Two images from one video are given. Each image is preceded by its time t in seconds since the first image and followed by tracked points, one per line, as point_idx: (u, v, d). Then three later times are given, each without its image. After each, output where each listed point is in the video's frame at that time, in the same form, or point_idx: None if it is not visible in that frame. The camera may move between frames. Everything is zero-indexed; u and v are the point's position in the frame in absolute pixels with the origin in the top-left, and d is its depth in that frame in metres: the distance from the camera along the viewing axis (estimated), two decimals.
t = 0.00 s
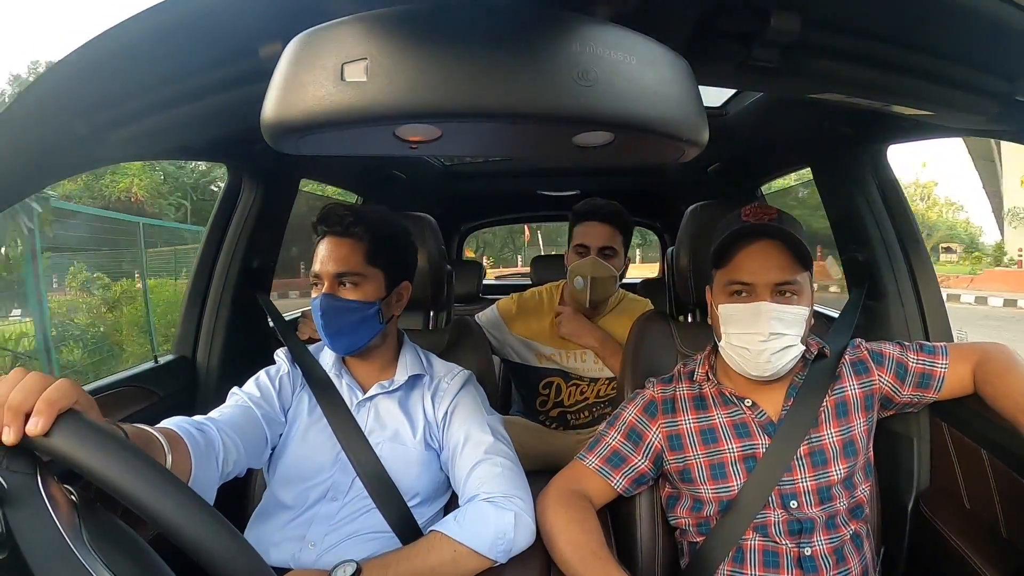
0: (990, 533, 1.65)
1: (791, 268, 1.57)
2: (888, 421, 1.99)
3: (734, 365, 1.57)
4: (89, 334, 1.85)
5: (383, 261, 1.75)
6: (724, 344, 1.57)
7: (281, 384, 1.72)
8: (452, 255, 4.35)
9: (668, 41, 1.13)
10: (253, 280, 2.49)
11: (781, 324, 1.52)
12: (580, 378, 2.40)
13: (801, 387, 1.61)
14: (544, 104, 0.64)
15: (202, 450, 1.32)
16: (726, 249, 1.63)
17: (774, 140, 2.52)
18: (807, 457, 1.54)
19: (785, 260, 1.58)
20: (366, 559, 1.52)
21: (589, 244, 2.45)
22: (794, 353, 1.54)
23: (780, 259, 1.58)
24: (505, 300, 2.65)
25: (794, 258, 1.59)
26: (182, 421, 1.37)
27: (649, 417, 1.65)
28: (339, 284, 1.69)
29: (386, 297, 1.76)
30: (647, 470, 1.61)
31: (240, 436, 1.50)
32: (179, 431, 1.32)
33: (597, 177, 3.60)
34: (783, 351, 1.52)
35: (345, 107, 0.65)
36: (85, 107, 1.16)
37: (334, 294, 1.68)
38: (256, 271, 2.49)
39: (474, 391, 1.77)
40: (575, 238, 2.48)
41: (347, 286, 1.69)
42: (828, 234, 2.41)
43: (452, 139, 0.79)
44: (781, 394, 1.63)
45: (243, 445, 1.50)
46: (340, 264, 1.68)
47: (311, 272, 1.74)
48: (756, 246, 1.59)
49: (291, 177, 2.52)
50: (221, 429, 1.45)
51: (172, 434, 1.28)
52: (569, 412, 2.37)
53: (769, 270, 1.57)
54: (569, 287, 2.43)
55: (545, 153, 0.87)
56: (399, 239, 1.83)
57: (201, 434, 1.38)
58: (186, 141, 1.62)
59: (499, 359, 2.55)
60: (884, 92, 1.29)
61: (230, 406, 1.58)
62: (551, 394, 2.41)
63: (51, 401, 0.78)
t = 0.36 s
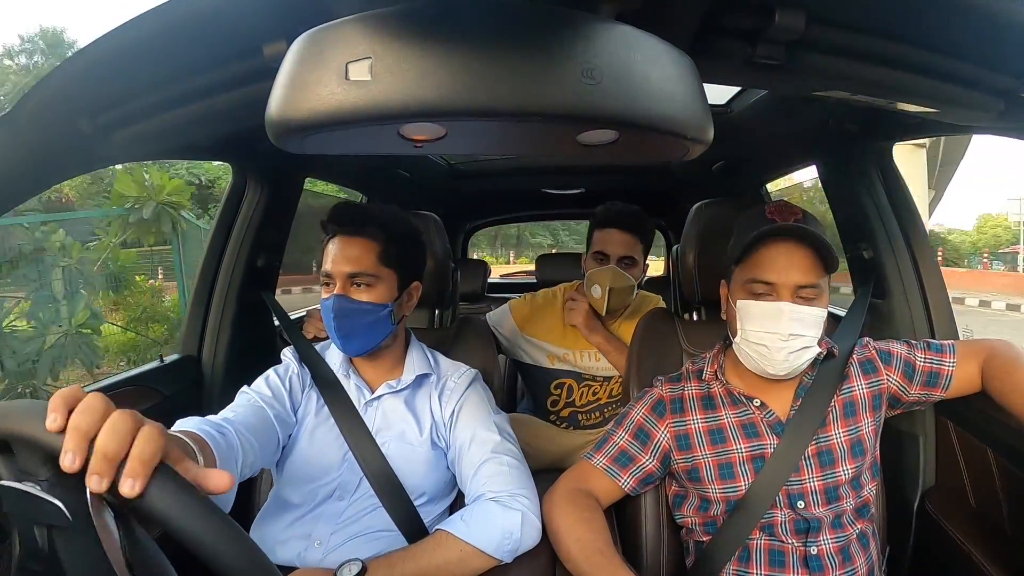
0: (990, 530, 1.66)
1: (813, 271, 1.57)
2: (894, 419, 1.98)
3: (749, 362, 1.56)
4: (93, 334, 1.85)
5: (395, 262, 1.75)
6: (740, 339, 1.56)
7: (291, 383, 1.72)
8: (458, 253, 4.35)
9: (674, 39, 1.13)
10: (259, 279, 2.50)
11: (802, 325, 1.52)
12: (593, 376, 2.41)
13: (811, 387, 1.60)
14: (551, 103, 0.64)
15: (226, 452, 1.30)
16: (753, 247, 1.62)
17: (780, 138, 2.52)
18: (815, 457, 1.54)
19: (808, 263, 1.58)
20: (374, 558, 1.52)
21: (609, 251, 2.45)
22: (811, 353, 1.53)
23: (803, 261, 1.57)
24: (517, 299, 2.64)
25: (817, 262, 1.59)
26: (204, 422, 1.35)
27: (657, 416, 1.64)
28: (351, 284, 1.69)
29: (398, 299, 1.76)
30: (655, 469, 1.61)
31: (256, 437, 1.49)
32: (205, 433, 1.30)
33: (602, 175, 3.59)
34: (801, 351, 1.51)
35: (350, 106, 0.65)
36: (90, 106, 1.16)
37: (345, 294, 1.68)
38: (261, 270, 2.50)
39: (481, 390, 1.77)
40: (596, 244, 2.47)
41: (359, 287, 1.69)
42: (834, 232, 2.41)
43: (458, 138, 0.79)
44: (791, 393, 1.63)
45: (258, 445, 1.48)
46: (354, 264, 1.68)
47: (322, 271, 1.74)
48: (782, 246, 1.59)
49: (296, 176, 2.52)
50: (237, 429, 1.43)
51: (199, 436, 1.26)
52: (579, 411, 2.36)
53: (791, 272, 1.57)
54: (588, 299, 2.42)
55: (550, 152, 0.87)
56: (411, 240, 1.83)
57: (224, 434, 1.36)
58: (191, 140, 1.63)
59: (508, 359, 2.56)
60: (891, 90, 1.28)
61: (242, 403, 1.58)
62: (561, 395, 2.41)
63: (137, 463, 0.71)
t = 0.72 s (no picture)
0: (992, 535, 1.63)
1: (753, 282, 1.57)
2: (894, 428, 1.98)
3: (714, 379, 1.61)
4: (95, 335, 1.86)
5: (389, 264, 1.75)
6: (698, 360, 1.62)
7: (290, 391, 1.72)
8: (460, 257, 4.35)
9: (676, 46, 1.13)
10: (260, 281, 2.50)
11: (743, 341, 1.54)
12: (587, 385, 2.42)
13: (808, 392, 1.59)
14: (552, 106, 0.64)
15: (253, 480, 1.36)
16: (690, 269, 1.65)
17: (783, 145, 2.52)
18: (813, 464, 1.53)
19: (747, 277, 1.58)
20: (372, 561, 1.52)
21: (598, 261, 2.42)
22: (766, 366, 1.54)
23: (739, 276, 1.58)
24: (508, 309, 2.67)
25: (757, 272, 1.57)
26: (226, 451, 1.38)
27: (654, 423, 1.62)
28: (347, 288, 1.69)
29: (393, 300, 1.77)
30: (651, 476, 1.60)
31: (270, 453, 1.52)
32: (232, 466, 1.34)
33: (604, 181, 3.60)
34: (748, 366, 1.53)
35: (354, 109, 0.65)
36: (93, 108, 1.17)
37: (342, 298, 1.68)
38: (263, 271, 2.50)
39: (477, 393, 1.77)
40: (585, 253, 2.44)
41: (355, 290, 1.70)
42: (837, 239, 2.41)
43: (460, 143, 0.79)
44: (786, 400, 1.63)
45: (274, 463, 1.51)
46: (349, 268, 1.68)
47: (315, 277, 1.73)
48: (716, 265, 1.60)
49: (298, 179, 2.53)
50: (258, 451, 1.47)
51: (227, 470, 1.31)
52: (573, 418, 2.36)
53: (730, 288, 1.58)
54: (578, 304, 2.42)
55: (551, 158, 0.87)
56: (402, 241, 1.83)
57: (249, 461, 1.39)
58: (195, 142, 1.63)
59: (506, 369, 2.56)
60: (891, 97, 1.28)
61: (249, 416, 1.58)
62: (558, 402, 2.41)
63: None
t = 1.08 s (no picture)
0: (993, 530, 1.62)
1: (787, 275, 1.55)
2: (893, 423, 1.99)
3: (731, 369, 1.58)
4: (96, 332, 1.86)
5: (400, 263, 1.76)
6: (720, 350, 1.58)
7: (287, 389, 1.72)
8: (459, 253, 4.36)
9: (676, 41, 1.13)
10: (260, 277, 2.50)
11: (774, 332, 1.52)
12: (589, 375, 2.41)
13: (807, 389, 1.60)
14: (550, 102, 0.64)
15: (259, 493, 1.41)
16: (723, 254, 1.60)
17: (783, 140, 2.51)
18: (811, 459, 1.54)
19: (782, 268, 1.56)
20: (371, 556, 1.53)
21: (590, 243, 2.43)
22: (789, 358, 1.53)
23: (778, 266, 1.55)
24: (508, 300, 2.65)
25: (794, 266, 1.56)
26: (230, 466, 1.42)
27: (652, 417, 1.63)
28: (358, 283, 1.69)
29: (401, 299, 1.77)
30: (650, 469, 1.60)
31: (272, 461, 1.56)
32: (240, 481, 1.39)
33: (604, 177, 3.59)
34: (775, 358, 1.52)
35: (353, 105, 0.65)
36: (92, 104, 1.17)
37: (353, 293, 1.69)
38: (263, 267, 2.50)
39: (476, 388, 1.77)
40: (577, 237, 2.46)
41: (366, 286, 1.70)
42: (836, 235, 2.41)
43: (459, 137, 0.79)
44: (785, 395, 1.63)
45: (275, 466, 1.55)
46: (362, 264, 1.69)
47: (325, 270, 1.73)
48: (753, 251, 1.57)
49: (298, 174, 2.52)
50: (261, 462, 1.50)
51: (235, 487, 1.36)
52: (575, 410, 2.37)
53: (763, 278, 1.55)
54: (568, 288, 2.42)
55: (549, 153, 0.87)
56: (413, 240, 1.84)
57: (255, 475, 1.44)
58: (194, 138, 1.63)
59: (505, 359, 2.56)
60: (892, 94, 1.28)
61: (248, 420, 1.59)
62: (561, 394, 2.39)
63: None
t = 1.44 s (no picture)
0: (997, 528, 1.61)
1: (827, 277, 1.56)
2: (896, 419, 1.98)
3: (757, 366, 1.56)
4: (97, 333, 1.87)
5: (410, 267, 1.77)
6: (750, 344, 1.55)
7: (282, 395, 1.71)
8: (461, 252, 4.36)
9: (677, 40, 1.13)
10: (263, 277, 2.51)
11: (813, 331, 1.51)
12: (586, 371, 2.43)
13: (813, 389, 1.60)
14: (554, 99, 0.64)
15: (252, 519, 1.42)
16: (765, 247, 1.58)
17: (784, 138, 2.51)
18: (816, 458, 1.54)
19: (824, 268, 1.56)
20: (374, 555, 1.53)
21: (562, 238, 2.44)
22: (818, 359, 1.53)
23: (818, 264, 1.56)
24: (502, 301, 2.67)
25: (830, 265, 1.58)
26: (224, 492, 1.42)
27: (658, 416, 1.63)
28: (369, 285, 1.69)
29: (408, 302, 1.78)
30: (655, 468, 1.60)
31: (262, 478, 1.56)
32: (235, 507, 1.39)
33: (605, 175, 3.59)
34: (809, 357, 1.51)
35: (352, 103, 0.65)
36: (92, 106, 1.17)
37: (364, 293, 1.68)
38: (265, 267, 2.51)
39: (479, 388, 1.77)
40: (549, 235, 2.48)
41: (377, 288, 1.70)
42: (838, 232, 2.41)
43: (461, 136, 0.79)
44: (792, 395, 1.62)
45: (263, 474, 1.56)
46: (373, 265, 1.69)
47: (334, 268, 1.72)
48: (796, 247, 1.56)
49: (300, 174, 2.52)
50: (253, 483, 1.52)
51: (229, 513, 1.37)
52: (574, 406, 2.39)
53: (805, 276, 1.55)
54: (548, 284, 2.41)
55: (551, 152, 0.87)
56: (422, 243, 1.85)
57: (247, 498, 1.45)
58: (196, 138, 1.63)
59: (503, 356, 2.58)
60: (893, 90, 1.28)
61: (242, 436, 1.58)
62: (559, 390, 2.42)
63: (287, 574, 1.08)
